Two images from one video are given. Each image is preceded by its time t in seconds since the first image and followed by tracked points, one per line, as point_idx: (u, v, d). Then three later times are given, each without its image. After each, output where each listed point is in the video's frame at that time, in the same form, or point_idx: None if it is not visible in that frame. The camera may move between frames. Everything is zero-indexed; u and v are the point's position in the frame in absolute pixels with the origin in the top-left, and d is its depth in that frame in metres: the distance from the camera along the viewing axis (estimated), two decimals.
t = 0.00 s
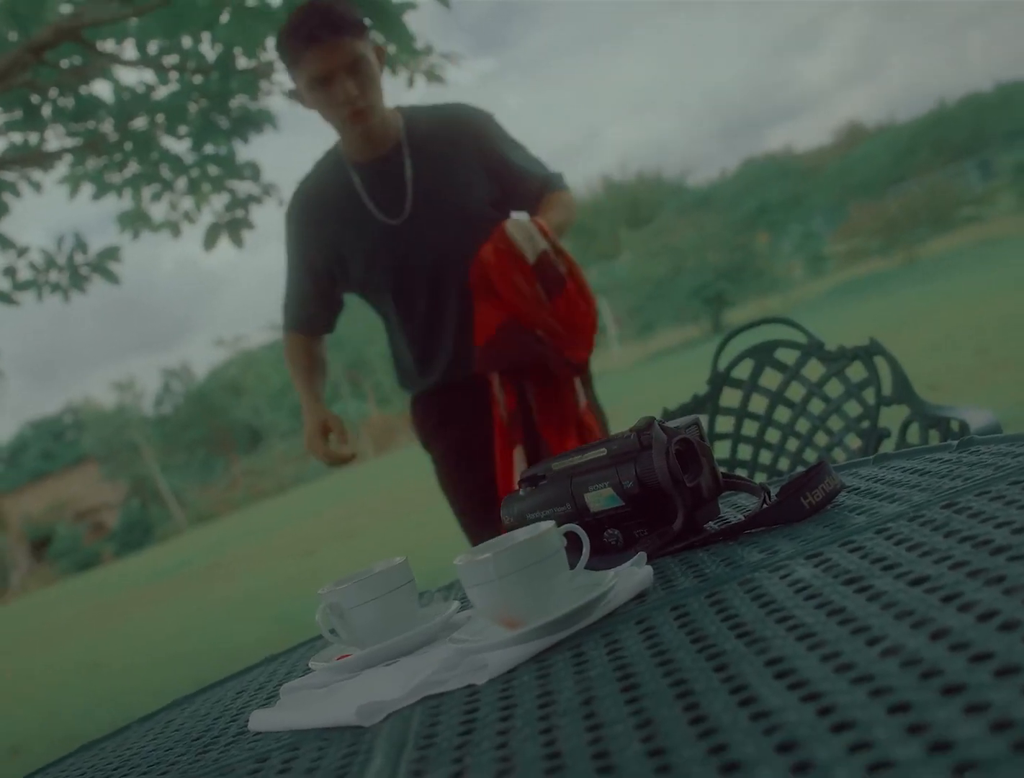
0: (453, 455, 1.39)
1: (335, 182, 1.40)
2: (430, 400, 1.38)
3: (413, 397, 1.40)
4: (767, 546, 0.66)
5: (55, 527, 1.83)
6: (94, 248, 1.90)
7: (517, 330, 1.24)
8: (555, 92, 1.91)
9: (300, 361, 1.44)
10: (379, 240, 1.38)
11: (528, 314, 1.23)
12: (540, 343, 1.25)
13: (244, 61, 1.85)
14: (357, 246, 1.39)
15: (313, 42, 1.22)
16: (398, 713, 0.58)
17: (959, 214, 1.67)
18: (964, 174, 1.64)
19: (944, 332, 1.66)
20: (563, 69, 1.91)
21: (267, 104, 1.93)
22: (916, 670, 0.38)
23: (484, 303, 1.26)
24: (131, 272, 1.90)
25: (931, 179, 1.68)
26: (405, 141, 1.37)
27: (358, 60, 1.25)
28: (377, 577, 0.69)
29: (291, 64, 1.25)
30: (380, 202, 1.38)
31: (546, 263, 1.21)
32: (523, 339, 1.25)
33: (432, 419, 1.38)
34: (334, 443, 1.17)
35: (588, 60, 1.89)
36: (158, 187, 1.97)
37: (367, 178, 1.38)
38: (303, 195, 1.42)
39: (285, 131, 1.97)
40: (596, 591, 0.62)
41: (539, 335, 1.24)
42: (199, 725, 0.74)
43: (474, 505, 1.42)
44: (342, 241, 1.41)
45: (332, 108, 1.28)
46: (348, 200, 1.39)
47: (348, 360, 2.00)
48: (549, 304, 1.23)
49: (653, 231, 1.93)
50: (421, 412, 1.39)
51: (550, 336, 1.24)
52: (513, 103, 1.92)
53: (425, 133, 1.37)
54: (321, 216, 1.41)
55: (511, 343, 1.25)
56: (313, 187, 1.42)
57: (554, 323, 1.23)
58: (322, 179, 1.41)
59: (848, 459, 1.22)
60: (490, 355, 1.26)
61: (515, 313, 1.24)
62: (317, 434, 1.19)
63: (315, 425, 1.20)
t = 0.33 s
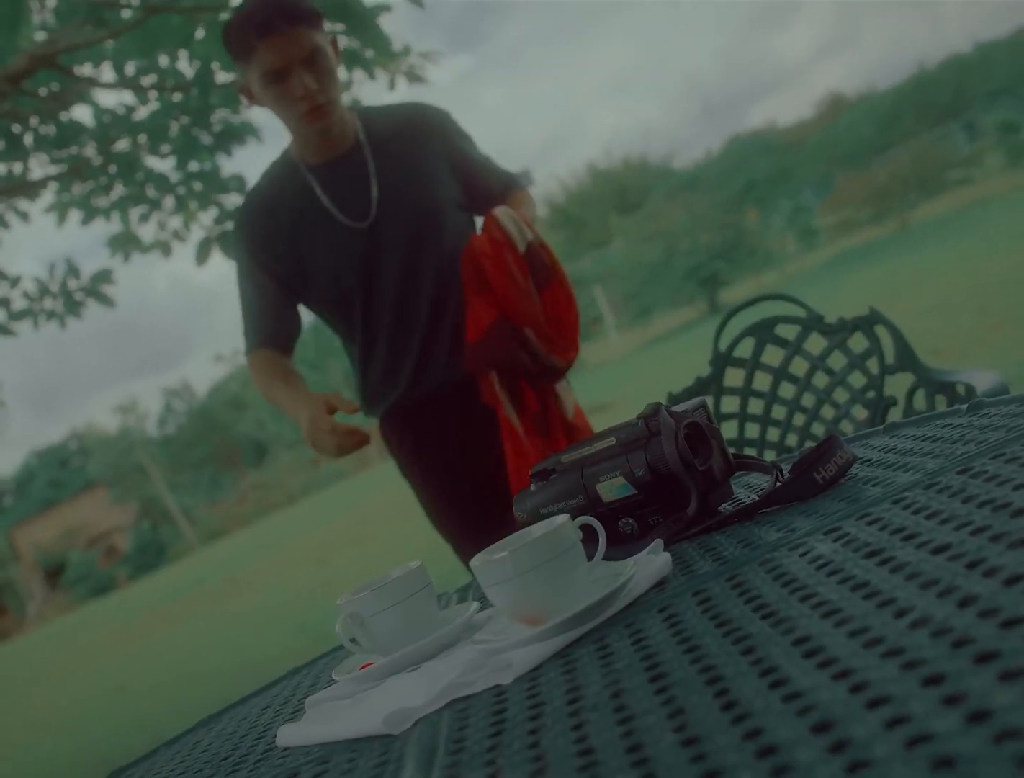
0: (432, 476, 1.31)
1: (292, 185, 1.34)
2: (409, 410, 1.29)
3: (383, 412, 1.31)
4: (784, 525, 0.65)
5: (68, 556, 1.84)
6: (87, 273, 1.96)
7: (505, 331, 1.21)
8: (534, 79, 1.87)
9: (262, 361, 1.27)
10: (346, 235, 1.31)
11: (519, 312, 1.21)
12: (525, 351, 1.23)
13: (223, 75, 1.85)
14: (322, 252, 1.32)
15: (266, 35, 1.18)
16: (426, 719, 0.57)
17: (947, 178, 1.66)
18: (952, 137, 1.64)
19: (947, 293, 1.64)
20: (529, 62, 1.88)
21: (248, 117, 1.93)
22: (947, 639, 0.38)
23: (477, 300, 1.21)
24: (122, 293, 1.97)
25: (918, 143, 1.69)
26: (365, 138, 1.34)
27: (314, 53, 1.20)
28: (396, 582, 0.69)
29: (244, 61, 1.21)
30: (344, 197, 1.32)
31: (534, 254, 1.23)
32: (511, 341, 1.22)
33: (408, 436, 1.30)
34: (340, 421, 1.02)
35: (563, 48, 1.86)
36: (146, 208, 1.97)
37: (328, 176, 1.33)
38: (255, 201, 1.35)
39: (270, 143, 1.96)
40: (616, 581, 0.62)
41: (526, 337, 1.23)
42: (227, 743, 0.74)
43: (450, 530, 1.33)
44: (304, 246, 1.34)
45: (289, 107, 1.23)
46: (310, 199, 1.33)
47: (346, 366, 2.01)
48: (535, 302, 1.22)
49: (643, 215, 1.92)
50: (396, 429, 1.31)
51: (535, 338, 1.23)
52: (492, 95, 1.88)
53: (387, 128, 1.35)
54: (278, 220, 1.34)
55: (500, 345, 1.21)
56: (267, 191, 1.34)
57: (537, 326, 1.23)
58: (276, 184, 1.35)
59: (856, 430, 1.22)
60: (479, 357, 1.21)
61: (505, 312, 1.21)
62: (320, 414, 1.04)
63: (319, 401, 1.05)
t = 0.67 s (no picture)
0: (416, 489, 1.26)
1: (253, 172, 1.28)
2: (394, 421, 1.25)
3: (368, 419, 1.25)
4: (798, 502, 0.65)
5: (84, 580, 1.81)
6: (85, 299, 1.89)
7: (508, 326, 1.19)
8: (516, 72, 1.84)
9: (259, 366, 1.21)
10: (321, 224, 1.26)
11: (520, 304, 1.20)
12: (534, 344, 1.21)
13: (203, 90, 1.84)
14: (293, 244, 1.25)
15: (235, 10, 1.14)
16: (453, 723, 0.57)
17: (934, 143, 1.63)
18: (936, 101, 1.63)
19: (950, 257, 1.60)
20: (510, 53, 1.85)
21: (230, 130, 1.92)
22: (973, 607, 0.37)
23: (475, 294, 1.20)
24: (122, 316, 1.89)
25: (902, 109, 1.66)
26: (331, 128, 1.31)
27: (282, 33, 1.18)
28: (412, 588, 0.69)
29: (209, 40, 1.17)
30: (313, 187, 1.28)
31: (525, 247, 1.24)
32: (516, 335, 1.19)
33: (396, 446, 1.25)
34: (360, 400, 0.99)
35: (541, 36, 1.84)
36: (136, 228, 1.95)
37: (292, 166, 1.28)
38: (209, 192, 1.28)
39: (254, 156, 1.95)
40: (633, 571, 0.61)
41: (534, 331, 1.21)
42: (254, 761, 0.73)
43: (433, 549, 1.28)
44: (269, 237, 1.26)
45: (256, 89, 1.20)
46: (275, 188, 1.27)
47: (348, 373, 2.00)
48: (535, 293, 1.22)
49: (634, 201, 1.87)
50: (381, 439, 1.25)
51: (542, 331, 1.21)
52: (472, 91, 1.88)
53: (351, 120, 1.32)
54: (238, 209, 1.27)
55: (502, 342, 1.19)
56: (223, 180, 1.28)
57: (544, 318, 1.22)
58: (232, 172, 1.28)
59: (863, 401, 1.22)
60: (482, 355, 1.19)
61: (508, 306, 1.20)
62: (330, 392, 1.02)
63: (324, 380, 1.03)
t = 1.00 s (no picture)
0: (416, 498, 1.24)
1: (223, 169, 1.22)
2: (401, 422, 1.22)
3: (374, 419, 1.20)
4: (805, 481, 0.64)
5: (102, 605, 1.75)
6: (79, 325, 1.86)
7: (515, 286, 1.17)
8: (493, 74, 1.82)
9: (264, 370, 1.08)
10: (305, 222, 1.22)
11: (527, 263, 1.18)
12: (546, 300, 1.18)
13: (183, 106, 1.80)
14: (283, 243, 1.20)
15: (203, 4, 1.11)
16: (472, 730, 0.57)
17: (919, 107, 1.59)
18: (919, 64, 1.59)
19: (937, 222, 1.56)
20: (491, 48, 1.83)
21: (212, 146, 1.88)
22: (987, 581, 0.37)
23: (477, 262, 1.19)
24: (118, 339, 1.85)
25: (882, 76, 1.62)
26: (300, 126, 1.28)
27: (252, 22, 1.15)
28: (423, 596, 0.68)
29: (172, 31, 1.14)
30: (290, 184, 1.23)
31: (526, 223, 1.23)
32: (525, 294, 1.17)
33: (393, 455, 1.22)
34: (411, 403, 0.86)
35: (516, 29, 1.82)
36: (127, 251, 1.89)
37: (261, 160, 1.24)
38: (177, 193, 1.20)
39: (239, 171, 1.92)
40: (643, 562, 0.61)
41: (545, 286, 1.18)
42: None
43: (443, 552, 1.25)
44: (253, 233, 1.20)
45: (223, 84, 1.17)
46: (251, 186, 1.22)
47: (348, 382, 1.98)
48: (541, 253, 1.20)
49: (622, 188, 1.80)
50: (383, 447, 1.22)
51: (554, 284, 1.18)
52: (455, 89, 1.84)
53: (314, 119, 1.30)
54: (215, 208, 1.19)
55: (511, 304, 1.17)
56: (192, 181, 1.21)
57: (558, 269, 1.19)
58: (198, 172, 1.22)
59: (865, 372, 1.21)
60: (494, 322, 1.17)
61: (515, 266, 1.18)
62: (376, 395, 0.89)
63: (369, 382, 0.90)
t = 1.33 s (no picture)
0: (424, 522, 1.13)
1: (192, 186, 1.10)
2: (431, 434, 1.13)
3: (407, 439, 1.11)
4: (812, 464, 0.64)
5: (121, 628, 1.74)
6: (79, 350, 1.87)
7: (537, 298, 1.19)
8: (475, 76, 1.79)
9: (303, 374, 0.91)
10: (290, 239, 1.13)
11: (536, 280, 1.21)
12: (562, 317, 1.21)
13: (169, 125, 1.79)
14: (279, 264, 1.11)
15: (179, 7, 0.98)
16: (493, 737, 0.57)
17: (902, 77, 1.59)
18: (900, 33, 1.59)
19: (927, 191, 1.55)
20: (470, 48, 1.79)
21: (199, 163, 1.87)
22: (996, 557, 0.37)
23: (492, 273, 1.19)
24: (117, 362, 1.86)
25: (865, 50, 1.62)
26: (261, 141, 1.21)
27: (232, 31, 1.03)
28: (437, 603, 0.68)
29: (139, 42, 1.00)
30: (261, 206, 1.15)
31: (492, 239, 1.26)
32: (544, 307, 1.19)
33: (402, 477, 1.11)
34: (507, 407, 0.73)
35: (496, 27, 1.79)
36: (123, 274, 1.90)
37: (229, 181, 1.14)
38: (150, 210, 1.05)
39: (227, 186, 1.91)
40: (654, 556, 0.60)
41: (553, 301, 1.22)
42: None
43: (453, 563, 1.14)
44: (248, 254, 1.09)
45: (200, 101, 1.04)
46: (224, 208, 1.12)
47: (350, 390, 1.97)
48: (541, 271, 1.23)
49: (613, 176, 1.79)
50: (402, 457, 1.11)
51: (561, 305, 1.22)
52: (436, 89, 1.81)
53: (270, 139, 1.23)
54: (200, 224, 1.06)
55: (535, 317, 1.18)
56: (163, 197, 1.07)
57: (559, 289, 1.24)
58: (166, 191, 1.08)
59: (866, 346, 1.21)
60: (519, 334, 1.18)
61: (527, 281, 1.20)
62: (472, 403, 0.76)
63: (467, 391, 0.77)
